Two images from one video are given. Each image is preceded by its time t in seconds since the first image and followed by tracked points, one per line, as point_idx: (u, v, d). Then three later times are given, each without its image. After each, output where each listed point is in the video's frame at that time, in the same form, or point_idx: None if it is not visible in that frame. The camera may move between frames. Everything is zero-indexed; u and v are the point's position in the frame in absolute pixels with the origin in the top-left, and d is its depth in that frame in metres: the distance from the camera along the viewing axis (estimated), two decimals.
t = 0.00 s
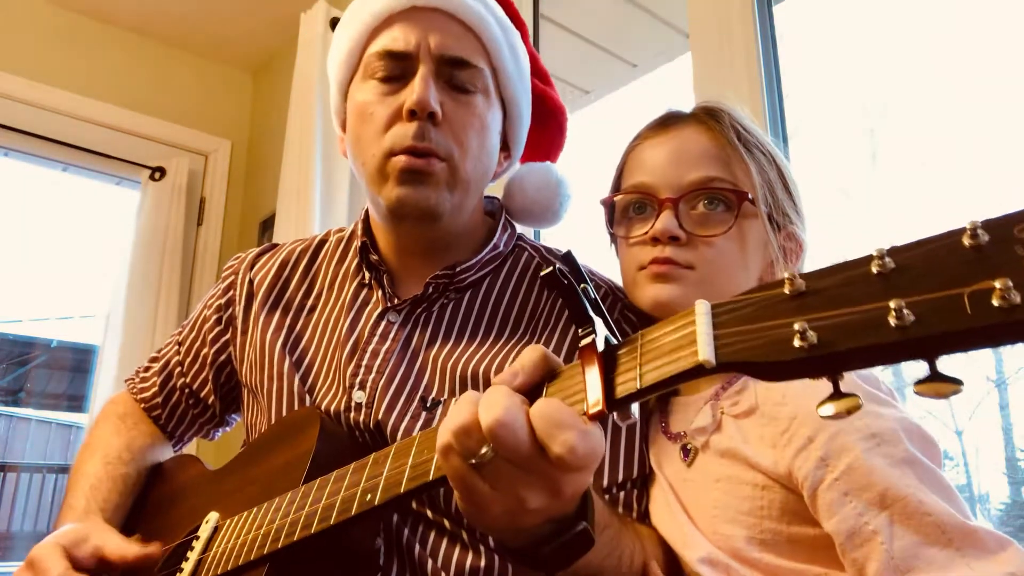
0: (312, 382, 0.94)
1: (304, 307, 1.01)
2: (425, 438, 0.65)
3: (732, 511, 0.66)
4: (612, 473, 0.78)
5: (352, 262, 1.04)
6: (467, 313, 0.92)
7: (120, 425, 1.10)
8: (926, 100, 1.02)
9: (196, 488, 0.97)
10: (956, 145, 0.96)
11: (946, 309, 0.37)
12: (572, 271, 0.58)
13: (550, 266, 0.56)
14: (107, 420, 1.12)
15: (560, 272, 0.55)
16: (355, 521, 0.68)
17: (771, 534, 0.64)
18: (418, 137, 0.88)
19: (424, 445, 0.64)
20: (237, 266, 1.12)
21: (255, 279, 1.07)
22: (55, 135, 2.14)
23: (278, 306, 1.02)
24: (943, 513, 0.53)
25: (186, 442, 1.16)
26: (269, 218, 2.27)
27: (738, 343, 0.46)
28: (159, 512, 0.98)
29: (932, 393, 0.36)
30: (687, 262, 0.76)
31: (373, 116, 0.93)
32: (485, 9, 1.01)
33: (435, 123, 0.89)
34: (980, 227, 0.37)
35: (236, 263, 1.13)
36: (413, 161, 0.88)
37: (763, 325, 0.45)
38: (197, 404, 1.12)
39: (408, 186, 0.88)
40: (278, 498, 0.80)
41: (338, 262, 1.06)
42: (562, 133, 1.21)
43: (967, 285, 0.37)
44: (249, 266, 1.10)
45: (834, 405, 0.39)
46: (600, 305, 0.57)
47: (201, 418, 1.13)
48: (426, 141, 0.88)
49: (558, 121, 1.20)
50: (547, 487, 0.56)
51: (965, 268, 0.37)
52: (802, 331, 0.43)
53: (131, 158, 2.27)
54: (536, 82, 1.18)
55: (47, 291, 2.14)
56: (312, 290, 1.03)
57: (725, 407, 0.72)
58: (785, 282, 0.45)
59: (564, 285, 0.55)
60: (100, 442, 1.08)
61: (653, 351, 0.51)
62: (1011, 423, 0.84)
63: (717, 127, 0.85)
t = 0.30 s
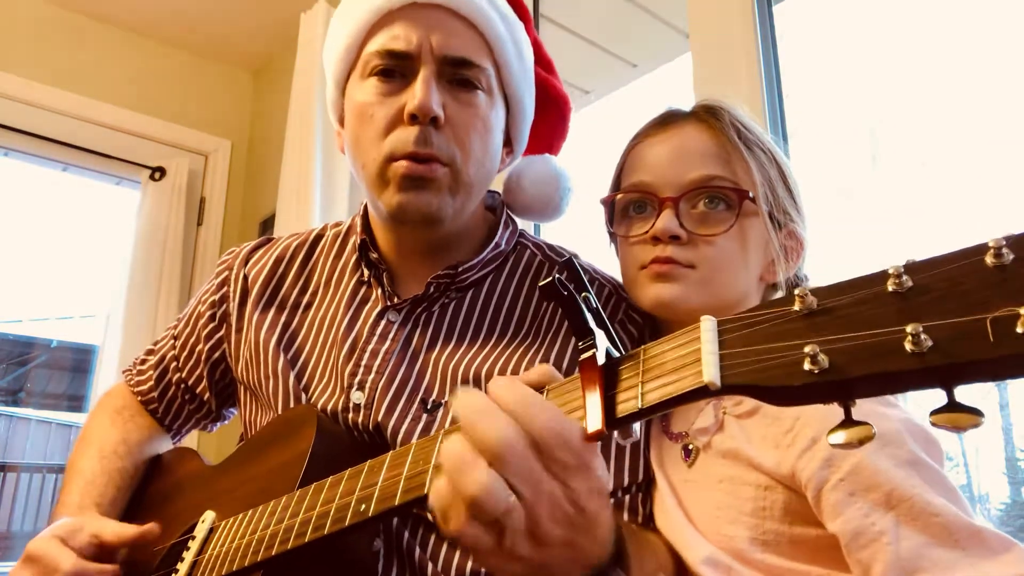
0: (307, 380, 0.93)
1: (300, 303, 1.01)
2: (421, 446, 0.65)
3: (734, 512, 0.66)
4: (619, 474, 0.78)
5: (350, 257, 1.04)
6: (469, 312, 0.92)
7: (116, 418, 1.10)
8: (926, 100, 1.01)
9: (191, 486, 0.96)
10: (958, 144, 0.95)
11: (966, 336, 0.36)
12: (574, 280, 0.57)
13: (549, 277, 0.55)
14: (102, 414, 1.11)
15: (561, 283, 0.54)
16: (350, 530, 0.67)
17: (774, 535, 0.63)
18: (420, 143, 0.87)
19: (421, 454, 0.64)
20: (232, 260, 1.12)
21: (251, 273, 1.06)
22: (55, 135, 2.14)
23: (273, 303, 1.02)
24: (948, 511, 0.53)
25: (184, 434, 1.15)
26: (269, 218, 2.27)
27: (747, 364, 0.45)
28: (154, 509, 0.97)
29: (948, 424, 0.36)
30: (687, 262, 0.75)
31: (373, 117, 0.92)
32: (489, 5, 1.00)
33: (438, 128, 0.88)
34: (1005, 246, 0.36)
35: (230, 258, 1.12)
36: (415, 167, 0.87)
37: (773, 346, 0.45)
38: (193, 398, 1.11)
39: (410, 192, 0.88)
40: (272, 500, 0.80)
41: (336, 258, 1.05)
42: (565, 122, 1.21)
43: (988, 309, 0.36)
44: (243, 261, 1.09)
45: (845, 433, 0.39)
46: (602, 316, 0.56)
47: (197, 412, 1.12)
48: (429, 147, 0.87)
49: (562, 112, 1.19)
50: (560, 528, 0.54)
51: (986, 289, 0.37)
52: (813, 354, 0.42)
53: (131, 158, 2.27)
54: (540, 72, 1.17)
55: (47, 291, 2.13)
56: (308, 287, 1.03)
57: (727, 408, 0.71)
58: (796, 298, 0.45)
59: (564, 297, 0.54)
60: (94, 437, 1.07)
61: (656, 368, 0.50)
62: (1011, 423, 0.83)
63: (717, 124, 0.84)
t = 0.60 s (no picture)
0: (305, 381, 0.93)
1: (300, 303, 1.00)
2: (425, 444, 0.64)
3: (740, 511, 0.65)
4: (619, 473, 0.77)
5: (350, 257, 1.03)
6: (468, 314, 0.91)
7: (112, 418, 1.09)
8: (927, 99, 1.01)
9: (189, 485, 0.96)
10: (960, 142, 0.95)
11: (970, 332, 0.36)
12: (577, 278, 0.56)
13: (555, 276, 0.54)
14: (99, 414, 1.11)
15: (566, 282, 0.54)
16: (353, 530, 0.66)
17: (780, 534, 0.63)
18: (425, 144, 0.87)
19: (425, 452, 0.63)
20: (232, 259, 1.11)
21: (250, 273, 1.06)
22: (55, 135, 2.13)
23: (272, 303, 1.01)
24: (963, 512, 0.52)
25: (180, 434, 1.15)
26: (269, 218, 2.26)
27: (753, 362, 0.45)
28: (153, 509, 0.97)
29: (951, 419, 0.36)
30: (692, 259, 0.75)
31: (378, 117, 0.92)
32: (497, 7, 1.00)
33: (442, 129, 0.88)
34: (1003, 243, 0.36)
35: (230, 257, 1.11)
36: (419, 168, 0.87)
37: (778, 343, 0.44)
38: (191, 398, 1.10)
39: (414, 194, 0.88)
40: (273, 500, 0.79)
41: (336, 258, 1.04)
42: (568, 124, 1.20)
43: (989, 306, 0.36)
44: (244, 260, 1.09)
45: (849, 428, 0.39)
46: (607, 314, 0.56)
47: (195, 412, 1.12)
48: (433, 148, 0.87)
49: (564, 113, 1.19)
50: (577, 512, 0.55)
51: (985, 288, 0.37)
52: (818, 351, 0.41)
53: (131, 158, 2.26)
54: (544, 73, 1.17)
55: (47, 291, 2.13)
56: (308, 286, 1.02)
57: (731, 406, 0.71)
58: (799, 297, 0.45)
59: (570, 296, 0.54)
60: (91, 436, 1.06)
61: (662, 365, 0.50)
62: (1011, 424, 0.82)
63: (722, 122, 0.84)
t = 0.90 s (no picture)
0: (310, 383, 0.94)
1: (303, 309, 1.01)
2: (428, 437, 0.65)
3: (736, 510, 0.66)
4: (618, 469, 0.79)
5: (351, 262, 1.04)
6: (465, 316, 0.92)
7: (116, 425, 1.10)
8: (925, 100, 1.02)
9: (194, 487, 0.97)
10: (957, 143, 0.96)
11: (951, 310, 0.37)
12: (576, 271, 0.58)
13: (555, 267, 0.56)
14: (103, 420, 1.12)
15: (566, 273, 0.56)
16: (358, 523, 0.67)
17: (775, 533, 0.64)
18: (421, 144, 0.88)
19: (427, 445, 0.64)
20: (237, 267, 1.12)
21: (254, 279, 1.06)
22: (56, 136, 2.14)
23: (277, 307, 1.02)
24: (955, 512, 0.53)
25: (183, 443, 1.15)
26: (269, 218, 2.27)
27: (746, 344, 0.45)
28: (158, 511, 0.98)
29: (938, 393, 0.37)
30: (689, 261, 0.76)
31: (374, 120, 0.93)
32: (489, 12, 1.01)
33: (438, 130, 0.89)
34: (982, 229, 0.37)
35: (235, 264, 1.12)
36: (415, 168, 0.88)
37: (769, 325, 0.45)
38: (195, 404, 1.11)
39: (410, 194, 0.88)
40: (276, 499, 0.80)
41: (337, 262, 1.05)
42: (561, 129, 1.21)
43: (969, 285, 0.37)
44: (248, 267, 1.10)
45: (839, 406, 0.40)
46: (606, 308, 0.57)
47: (199, 418, 1.13)
48: (428, 149, 0.88)
49: (557, 118, 1.20)
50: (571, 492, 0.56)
51: (966, 269, 0.37)
52: (807, 332, 0.43)
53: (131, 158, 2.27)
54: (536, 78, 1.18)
55: (47, 291, 2.14)
56: (311, 292, 1.03)
57: (726, 405, 0.72)
58: (788, 282, 0.45)
59: (569, 286, 0.56)
60: (96, 442, 1.08)
61: (658, 351, 0.51)
62: (1011, 424, 0.84)
63: (717, 123, 0.85)
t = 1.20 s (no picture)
0: (310, 385, 0.94)
1: (302, 312, 1.01)
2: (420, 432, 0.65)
3: (736, 509, 0.66)
4: (615, 467, 0.79)
5: (350, 265, 1.04)
6: (464, 315, 0.92)
7: (119, 430, 1.10)
8: (925, 100, 1.02)
9: (196, 488, 0.97)
10: (957, 142, 0.96)
11: (930, 295, 0.37)
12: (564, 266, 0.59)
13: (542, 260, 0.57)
14: (107, 427, 1.12)
15: (552, 265, 0.57)
16: (353, 518, 0.67)
17: (775, 531, 0.63)
18: (416, 143, 0.88)
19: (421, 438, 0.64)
20: (237, 271, 1.12)
21: (254, 283, 1.06)
22: (56, 135, 2.14)
23: (277, 310, 1.02)
24: (955, 511, 0.53)
25: (186, 447, 1.16)
26: (269, 218, 2.27)
27: (726, 331, 0.46)
28: (160, 513, 0.98)
29: (915, 376, 0.37)
30: (691, 263, 0.76)
31: (370, 120, 0.93)
32: (483, 13, 1.01)
33: (433, 129, 0.89)
34: (961, 214, 0.37)
35: (235, 269, 1.12)
36: (411, 167, 0.88)
37: (750, 312, 0.45)
38: (197, 408, 1.11)
39: (406, 193, 0.88)
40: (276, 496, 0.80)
41: (337, 266, 1.05)
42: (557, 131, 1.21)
43: (947, 269, 0.37)
44: (248, 271, 1.10)
45: (821, 390, 0.40)
46: (594, 301, 0.57)
47: (201, 422, 1.13)
48: (424, 148, 0.88)
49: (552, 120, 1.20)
50: (559, 484, 0.56)
51: (945, 253, 0.37)
52: (788, 318, 0.43)
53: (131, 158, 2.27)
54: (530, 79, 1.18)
55: (47, 291, 2.14)
56: (311, 295, 1.03)
57: (727, 405, 0.72)
58: (771, 270, 0.45)
59: (556, 278, 0.56)
60: (100, 447, 1.08)
61: (642, 341, 0.51)
62: (1011, 424, 0.84)
63: (719, 125, 0.85)
